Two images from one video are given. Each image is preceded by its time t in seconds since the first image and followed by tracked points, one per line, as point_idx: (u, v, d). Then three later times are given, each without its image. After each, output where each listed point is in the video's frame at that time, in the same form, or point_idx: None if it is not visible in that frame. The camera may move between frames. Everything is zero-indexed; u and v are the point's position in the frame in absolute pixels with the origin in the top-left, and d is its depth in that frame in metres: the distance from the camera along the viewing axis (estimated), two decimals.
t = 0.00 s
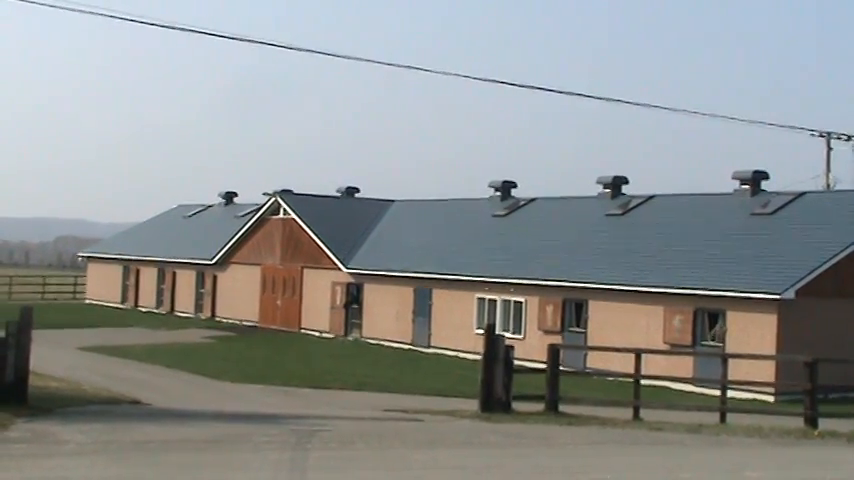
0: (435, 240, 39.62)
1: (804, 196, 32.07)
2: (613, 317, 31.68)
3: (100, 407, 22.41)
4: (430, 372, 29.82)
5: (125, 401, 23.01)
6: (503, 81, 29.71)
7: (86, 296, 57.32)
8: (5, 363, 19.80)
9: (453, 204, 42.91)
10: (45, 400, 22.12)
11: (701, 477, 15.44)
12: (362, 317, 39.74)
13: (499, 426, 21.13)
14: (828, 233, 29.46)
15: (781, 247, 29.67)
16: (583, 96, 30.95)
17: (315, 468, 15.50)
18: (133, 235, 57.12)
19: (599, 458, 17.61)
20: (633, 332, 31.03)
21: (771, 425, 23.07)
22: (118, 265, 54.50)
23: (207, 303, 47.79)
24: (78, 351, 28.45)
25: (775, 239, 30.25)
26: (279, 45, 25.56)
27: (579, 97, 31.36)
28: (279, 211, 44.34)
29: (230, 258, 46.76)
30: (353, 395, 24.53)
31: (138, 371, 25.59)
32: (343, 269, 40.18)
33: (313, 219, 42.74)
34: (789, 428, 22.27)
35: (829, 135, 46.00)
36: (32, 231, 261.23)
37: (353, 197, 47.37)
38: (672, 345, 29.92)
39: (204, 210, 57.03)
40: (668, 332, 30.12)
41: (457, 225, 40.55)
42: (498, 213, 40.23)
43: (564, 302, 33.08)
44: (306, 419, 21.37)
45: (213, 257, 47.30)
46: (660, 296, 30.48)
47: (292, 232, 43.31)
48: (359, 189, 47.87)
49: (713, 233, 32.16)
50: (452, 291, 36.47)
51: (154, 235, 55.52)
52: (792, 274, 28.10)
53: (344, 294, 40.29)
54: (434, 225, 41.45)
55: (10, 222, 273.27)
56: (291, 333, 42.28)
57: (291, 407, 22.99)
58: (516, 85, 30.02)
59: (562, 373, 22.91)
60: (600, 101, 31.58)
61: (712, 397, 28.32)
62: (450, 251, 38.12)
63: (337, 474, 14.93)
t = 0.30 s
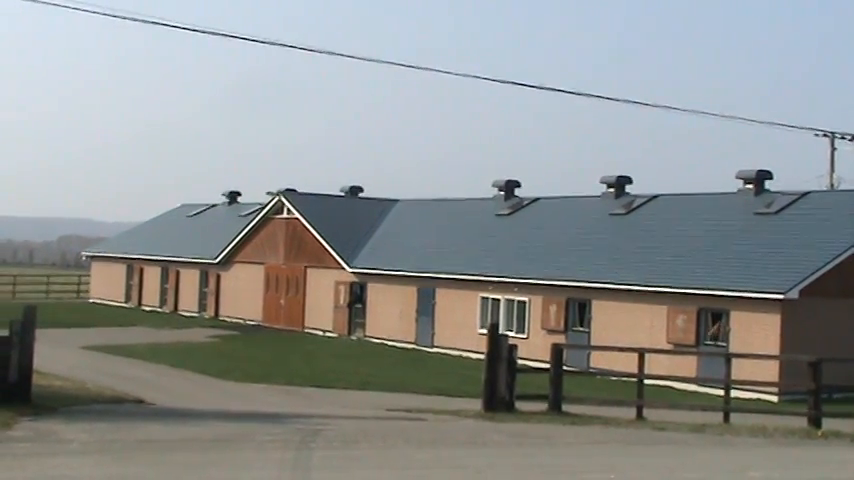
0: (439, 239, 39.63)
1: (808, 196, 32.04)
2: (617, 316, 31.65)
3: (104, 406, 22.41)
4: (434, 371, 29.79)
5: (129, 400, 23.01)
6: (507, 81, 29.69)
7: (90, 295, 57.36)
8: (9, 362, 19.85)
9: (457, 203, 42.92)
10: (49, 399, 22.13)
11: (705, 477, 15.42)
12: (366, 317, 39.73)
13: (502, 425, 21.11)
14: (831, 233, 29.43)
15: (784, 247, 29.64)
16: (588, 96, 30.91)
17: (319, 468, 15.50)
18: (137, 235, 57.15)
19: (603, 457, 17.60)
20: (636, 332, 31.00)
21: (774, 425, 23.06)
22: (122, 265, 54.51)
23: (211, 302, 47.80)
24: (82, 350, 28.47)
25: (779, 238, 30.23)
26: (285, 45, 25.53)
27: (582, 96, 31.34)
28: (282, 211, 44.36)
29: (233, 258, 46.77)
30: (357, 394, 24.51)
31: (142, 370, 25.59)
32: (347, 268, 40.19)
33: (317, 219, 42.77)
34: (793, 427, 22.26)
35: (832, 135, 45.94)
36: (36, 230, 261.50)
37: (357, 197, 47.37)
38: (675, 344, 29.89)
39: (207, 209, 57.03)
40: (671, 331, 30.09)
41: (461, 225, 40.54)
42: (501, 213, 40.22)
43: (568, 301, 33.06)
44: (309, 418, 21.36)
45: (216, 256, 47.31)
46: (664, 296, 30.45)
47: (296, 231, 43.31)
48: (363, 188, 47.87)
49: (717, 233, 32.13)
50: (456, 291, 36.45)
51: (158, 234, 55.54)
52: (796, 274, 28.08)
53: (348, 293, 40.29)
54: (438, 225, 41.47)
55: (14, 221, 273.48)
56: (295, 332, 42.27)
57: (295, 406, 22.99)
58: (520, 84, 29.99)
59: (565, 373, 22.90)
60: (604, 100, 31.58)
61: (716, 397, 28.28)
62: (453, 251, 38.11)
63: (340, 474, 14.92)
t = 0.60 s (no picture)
0: (439, 240, 39.64)
1: (808, 197, 32.05)
2: (617, 317, 31.66)
3: (104, 407, 22.43)
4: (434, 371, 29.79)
5: (129, 401, 23.02)
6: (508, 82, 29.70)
7: (91, 295, 57.37)
8: (9, 362, 19.85)
9: (458, 203, 42.93)
10: (49, 400, 22.14)
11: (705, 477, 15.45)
12: (366, 317, 39.72)
13: (502, 426, 21.12)
14: (831, 234, 29.45)
15: (784, 248, 29.66)
16: (590, 97, 30.89)
17: (319, 468, 15.53)
18: (138, 235, 57.15)
19: (603, 458, 17.63)
20: (637, 333, 31.01)
21: (775, 425, 23.08)
22: (122, 265, 54.52)
23: (211, 303, 47.81)
24: (83, 350, 28.47)
25: (779, 239, 30.25)
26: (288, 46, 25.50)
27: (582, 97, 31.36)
28: (283, 211, 44.36)
29: (234, 258, 46.77)
30: (357, 395, 24.52)
31: (142, 371, 25.59)
32: (347, 269, 40.21)
33: (317, 219, 42.78)
34: (793, 428, 22.29)
35: (833, 136, 45.91)
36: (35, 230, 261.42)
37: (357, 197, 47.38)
38: (676, 345, 29.89)
39: (208, 210, 57.03)
40: (672, 332, 30.09)
41: (461, 226, 40.53)
42: (501, 213, 40.24)
43: (568, 302, 33.07)
44: (310, 419, 21.36)
45: (217, 257, 47.31)
46: (665, 297, 30.46)
47: (297, 232, 43.32)
48: (363, 189, 47.86)
49: (717, 234, 32.14)
50: (456, 292, 36.45)
51: (158, 234, 55.55)
52: (796, 275, 28.10)
53: (348, 294, 40.30)
54: (439, 225, 41.47)
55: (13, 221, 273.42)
56: (296, 333, 42.28)
57: (295, 407, 23.00)
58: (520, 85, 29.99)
59: (566, 374, 22.91)
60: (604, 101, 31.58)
61: (716, 398, 28.30)
62: (453, 251, 38.12)
63: (340, 474, 14.94)
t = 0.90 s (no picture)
0: (441, 240, 39.64)
1: (811, 197, 32.03)
2: (619, 317, 31.66)
3: (106, 407, 22.44)
4: (436, 371, 29.78)
5: (131, 401, 23.02)
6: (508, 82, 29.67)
7: (92, 295, 57.41)
8: (11, 363, 19.84)
9: (460, 204, 42.90)
10: (51, 400, 22.15)
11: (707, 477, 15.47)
12: (368, 318, 39.73)
13: (504, 426, 21.13)
14: (833, 233, 29.43)
15: (786, 248, 29.64)
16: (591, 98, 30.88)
17: (320, 468, 15.54)
18: (139, 236, 57.16)
19: (605, 458, 17.64)
20: (639, 333, 31.00)
21: (777, 425, 23.07)
22: (124, 265, 54.55)
23: (213, 303, 47.82)
24: (84, 350, 28.49)
25: (781, 239, 30.24)
26: (290, 47, 25.45)
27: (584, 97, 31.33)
28: (285, 212, 44.36)
29: (235, 259, 46.80)
30: (359, 395, 24.52)
31: (144, 371, 25.61)
32: (348, 269, 40.21)
33: (319, 220, 42.76)
34: (795, 428, 22.29)
35: (836, 136, 45.82)
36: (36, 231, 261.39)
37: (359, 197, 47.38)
38: (678, 345, 29.89)
39: (209, 210, 57.04)
40: (674, 332, 30.08)
41: (463, 226, 40.52)
42: (503, 214, 40.21)
43: (570, 302, 33.06)
44: (312, 420, 21.37)
45: (218, 257, 47.32)
46: (667, 296, 30.46)
47: (298, 232, 43.32)
48: (365, 189, 47.84)
49: (719, 233, 32.14)
50: (458, 292, 36.44)
51: (160, 235, 55.58)
52: (798, 275, 28.09)
53: (350, 294, 40.32)
54: (440, 225, 41.47)
55: (15, 222, 273.39)
56: (297, 333, 42.30)
57: (297, 407, 23.01)
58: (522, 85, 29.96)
59: (568, 374, 22.92)
60: (606, 100, 31.53)
61: (717, 398, 28.29)
62: (455, 251, 38.12)
63: (341, 474, 14.95)
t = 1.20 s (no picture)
0: (445, 241, 39.55)
1: (817, 198, 31.90)
2: (624, 319, 31.54)
3: (108, 408, 22.37)
4: (439, 372, 29.68)
5: (133, 402, 22.96)
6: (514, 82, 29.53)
7: (94, 295, 57.37)
8: (13, 363, 19.77)
9: (464, 204, 42.81)
10: (54, 400, 22.09)
11: None
12: (371, 319, 39.64)
13: (507, 428, 21.03)
14: (839, 235, 29.30)
15: (792, 250, 29.52)
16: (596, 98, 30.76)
17: (324, 469, 15.47)
18: (142, 235, 57.13)
19: (610, 460, 17.55)
20: (643, 334, 30.89)
21: (782, 427, 22.96)
22: (126, 265, 54.52)
23: (215, 303, 47.77)
24: (86, 350, 28.42)
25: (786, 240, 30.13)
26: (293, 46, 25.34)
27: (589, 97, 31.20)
28: (288, 212, 44.28)
29: (238, 259, 46.75)
30: (362, 396, 24.43)
31: (147, 371, 25.54)
32: (351, 269, 40.12)
33: (322, 220, 42.66)
34: (801, 430, 22.19)
35: (841, 137, 45.68)
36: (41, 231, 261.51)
37: (363, 197, 47.30)
38: (683, 347, 29.77)
39: (212, 210, 56.98)
40: (679, 334, 29.96)
41: (466, 227, 40.43)
42: (508, 214, 40.10)
43: (574, 304, 32.94)
44: (314, 421, 21.29)
45: (221, 258, 47.26)
46: (671, 298, 30.34)
47: (301, 232, 43.23)
48: (368, 189, 47.74)
49: (725, 235, 32.02)
50: (462, 293, 36.35)
51: (162, 235, 55.52)
52: (803, 277, 27.97)
53: (354, 295, 40.25)
54: (444, 226, 41.39)
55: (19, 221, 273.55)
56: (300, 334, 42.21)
57: (300, 408, 22.94)
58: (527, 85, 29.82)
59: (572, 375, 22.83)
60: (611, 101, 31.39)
61: (722, 400, 28.18)
62: (458, 252, 38.03)
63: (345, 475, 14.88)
